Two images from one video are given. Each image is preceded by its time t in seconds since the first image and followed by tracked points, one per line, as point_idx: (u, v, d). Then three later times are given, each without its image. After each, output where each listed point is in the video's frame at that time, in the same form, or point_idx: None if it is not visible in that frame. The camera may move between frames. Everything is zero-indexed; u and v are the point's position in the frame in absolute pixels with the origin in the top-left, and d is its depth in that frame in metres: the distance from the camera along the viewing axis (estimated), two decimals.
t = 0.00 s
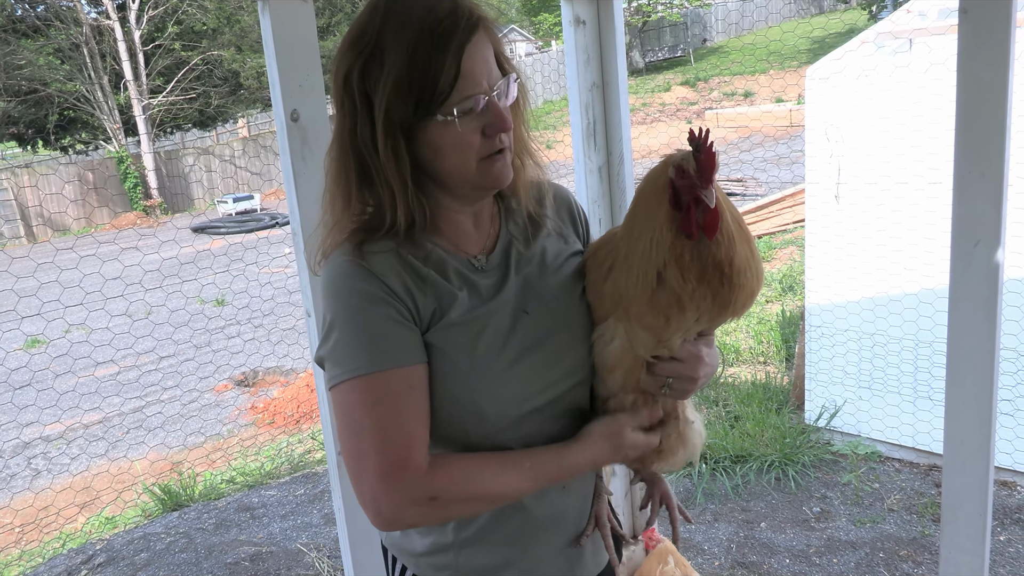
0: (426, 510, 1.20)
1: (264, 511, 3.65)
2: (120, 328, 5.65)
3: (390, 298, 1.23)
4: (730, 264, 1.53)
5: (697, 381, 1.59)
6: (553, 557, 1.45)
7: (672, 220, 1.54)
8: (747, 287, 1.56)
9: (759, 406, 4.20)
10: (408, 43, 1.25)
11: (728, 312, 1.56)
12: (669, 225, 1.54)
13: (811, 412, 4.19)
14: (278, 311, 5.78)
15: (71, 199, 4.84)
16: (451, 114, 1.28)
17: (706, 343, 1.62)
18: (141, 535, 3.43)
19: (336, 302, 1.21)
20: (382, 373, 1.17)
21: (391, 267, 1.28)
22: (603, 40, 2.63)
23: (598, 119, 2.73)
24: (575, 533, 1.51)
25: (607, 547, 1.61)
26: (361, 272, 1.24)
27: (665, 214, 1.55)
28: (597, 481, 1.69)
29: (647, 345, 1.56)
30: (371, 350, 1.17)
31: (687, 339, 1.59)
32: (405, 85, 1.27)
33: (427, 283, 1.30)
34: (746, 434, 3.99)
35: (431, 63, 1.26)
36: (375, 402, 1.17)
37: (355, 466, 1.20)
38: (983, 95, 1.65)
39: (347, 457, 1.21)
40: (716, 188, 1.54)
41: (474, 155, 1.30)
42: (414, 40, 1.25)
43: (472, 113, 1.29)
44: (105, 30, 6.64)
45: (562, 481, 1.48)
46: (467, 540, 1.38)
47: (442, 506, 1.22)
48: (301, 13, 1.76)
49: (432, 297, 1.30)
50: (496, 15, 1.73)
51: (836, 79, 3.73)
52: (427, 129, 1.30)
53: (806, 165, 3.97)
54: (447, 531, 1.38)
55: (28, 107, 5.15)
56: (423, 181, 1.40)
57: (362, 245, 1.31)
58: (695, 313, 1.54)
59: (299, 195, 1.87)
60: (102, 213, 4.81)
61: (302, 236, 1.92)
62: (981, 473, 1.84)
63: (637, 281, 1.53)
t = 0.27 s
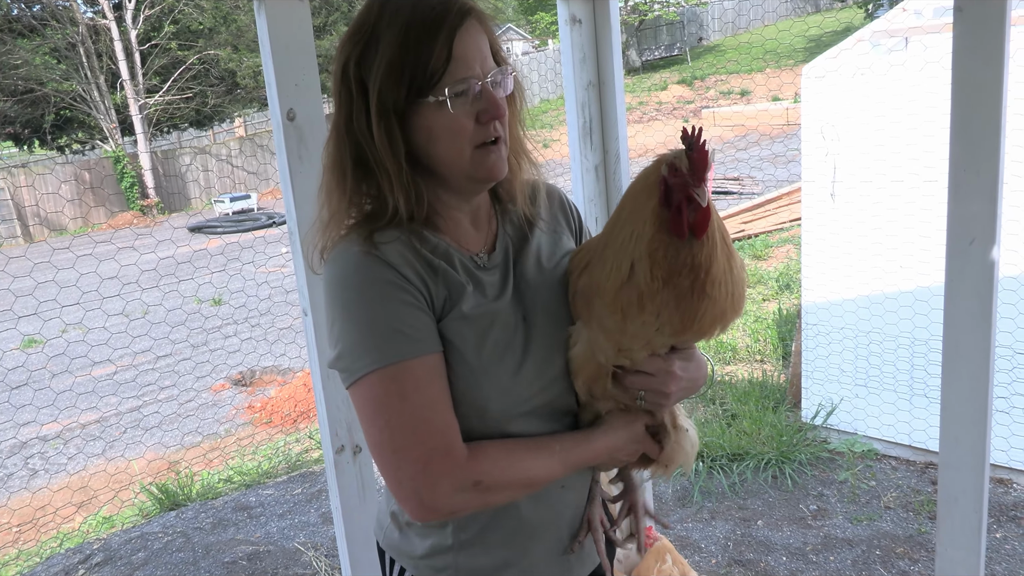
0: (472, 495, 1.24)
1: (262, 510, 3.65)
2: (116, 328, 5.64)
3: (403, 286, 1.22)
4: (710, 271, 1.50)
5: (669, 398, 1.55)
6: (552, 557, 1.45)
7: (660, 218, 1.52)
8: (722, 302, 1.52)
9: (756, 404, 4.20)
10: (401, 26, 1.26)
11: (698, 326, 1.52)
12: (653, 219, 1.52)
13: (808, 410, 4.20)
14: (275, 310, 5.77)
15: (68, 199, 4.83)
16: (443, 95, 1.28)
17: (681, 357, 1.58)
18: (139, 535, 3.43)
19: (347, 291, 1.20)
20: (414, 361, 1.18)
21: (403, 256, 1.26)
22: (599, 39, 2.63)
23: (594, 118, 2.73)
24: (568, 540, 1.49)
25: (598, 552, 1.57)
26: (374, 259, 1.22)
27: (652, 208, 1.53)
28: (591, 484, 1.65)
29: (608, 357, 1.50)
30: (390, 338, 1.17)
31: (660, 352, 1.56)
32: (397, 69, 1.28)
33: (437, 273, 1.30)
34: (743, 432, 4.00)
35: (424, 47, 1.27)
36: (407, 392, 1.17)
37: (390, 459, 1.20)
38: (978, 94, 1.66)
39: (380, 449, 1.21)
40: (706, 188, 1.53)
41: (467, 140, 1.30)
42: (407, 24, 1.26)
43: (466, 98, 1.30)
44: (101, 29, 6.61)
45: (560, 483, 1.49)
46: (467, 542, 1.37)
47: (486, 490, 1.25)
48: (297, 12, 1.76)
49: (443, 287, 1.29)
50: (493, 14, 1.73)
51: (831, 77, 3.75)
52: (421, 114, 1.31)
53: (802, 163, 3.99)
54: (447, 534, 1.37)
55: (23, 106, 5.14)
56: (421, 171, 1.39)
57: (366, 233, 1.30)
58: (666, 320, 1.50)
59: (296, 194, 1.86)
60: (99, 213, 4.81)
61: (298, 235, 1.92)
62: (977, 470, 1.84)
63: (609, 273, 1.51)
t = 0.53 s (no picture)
0: (473, 488, 1.23)
1: (261, 509, 3.65)
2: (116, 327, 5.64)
3: (408, 274, 1.21)
4: (700, 263, 1.52)
5: (660, 403, 1.55)
6: (545, 555, 1.45)
7: (649, 211, 1.53)
8: (716, 294, 1.53)
9: (755, 403, 4.21)
10: (402, 20, 1.27)
11: (691, 319, 1.52)
12: (643, 212, 1.53)
13: (807, 409, 4.20)
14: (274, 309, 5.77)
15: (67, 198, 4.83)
16: (439, 89, 1.28)
17: (675, 362, 1.56)
18: (138, 533, 3.43)
19: (351, 279, 1.20)
20: (419, 349, 1.17)
21: (409, 245, 1.26)
22: (598, 38, 2.63)
23: (593, 116, 2.73)
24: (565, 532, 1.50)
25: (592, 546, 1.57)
26: (379, 248, 1.22)
27: (642, 201, 1.54)
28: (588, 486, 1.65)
29: (598, 353, 1.48)
30: (395, 326, 1.16)
31: (652, 354, 1.56)
32: (397, 62, 1.28)
33: (442, 264, 1.29)
34: (742, 431, 4.00)
35: (421, 40, 1.27)
36: (411, 380, 1.16)
37: (394, 447, 1.18)
38: (978, 92, 1.65)
39: (383, 437, 1.18)
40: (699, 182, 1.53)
41: (465, 134, 1.29)
42: (405, 18, 1.27)
43: (463, 93, 1.29)
44: (100, 28, 6.60)
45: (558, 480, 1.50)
46: (462, 539, 1.37)
47: (488, 484, 1.24)
48: (296, 10, 1.76)
49: (446, 278, 1.29)
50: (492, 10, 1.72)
51: (831, 75, 3.76)
52: (419, 107, 1.30)
53: (802, 162, 3.99)
54: (442, 531, 1.37)
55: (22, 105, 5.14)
56: (422, 164, 1.39)
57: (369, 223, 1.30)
58: (657, 313, 1.50)
59: (295, 192, 1.86)
60: (97, 212, 4.80)
61: (298, 234, 1.91)
62: (976, 469, 1.84)
63: (601, 263, 1.51)
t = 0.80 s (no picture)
0: (463, 489, 1.23)
1: (262, 510, 3.65)
2: (116, 328, 5.64)
3: (411, 268, 1.21)
4: (694, 262, 1.51)
5: (651, 408, 1.53)
6: (543, 556, 1.45)
7: (644, 210, 1.53)
8: (711, 294, 1.51)
9: (755, 401, 4.21)
10: (394, 19, 1.27)
11: (686, 319, 1.49)
12: (639, 210, 1.53)
13: (807, 407, 4.20)
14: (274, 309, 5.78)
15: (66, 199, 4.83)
16: (428, 89, 1.29)
17: (668, 364, 1.55)
18: (139, 534, 3.43)
19: (353, 273, 1.19)
20: (419, 346, 1.17)
21: (416, 239, 1.26)
22: (596, 37, 2.63)
23: (592, 116, 2.73)
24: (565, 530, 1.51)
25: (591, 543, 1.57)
26: (380, 242, 1.21)
27: (637, 199, 1.54)
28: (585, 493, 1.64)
29: (589, 353, 1.47)
30: (396, 321, 1.16)
31: (645, 357, 1.54)
32: (390, 62, 1.29)
33: (445, 260, 1.29)
34: (743, 429, 4.00)
35: (411, 40, 1.27)
36: (409, 377, 1.16)
37: (387, 444, 1.18)
38: (977, 88, 1.65)
39: (377, 432, 1.18)
40: (693, 182, 1.53)
41: (460, 133, 1.29)
42: (395, 18, 1.27)
43: (454, 93, 1.29)
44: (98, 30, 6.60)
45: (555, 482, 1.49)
46: (459, 540, 1.36)
47: (479, 485, 1.25)
48: (294, 10, 1.76)
49: (449, 275, 1.29)
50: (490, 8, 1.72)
51: (830, 73, 3.78)
52: (411, 107, 1.31)
53: (801, 160, 4.00)
54: (439, 532, 1.37)
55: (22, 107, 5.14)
56: (421, 163, 1.40)
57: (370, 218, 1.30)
58: (650, 312, 1.48)
59: (295, 193, 1.86)
60: (97, 213, 4.80)
61: (298, 234, 1.91)
62: (977, 466, 1.84)
63: (597, 262, 1.50)
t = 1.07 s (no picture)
0: (445, 478, 1.21)
1: (262, 510, 3.65)
2: (116, 328, 5.64)
3: (410, 260, 1.21)
4: (693, 263, 1.51)
5: (647, 404, 1.53)
6: (534, 554, 1.44)
7: (644, 209, 1.53)
8: (710, 296, 1.51)
9: (756, 401, 4.20)
10: (390, 18, 1.28)
11: (685, 320, 1.49)
12: (639, 210, 1.53)
13: (808, 408, 4.20)
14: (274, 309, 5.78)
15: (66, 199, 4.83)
16: (422, 88, 1.29)
17: (664, 362, 1.54)
18: (139, 534, 3.42)
19: (348, 261, 1.18)
20: (408, 332, 1.16)
21: (415, 233, 1.25)
22: (596, 36, 2.63)
23: (592, 115, 2.72)
24: (552, 532, 1.50)
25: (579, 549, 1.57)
26: (377, 233, 1.21)
27: (637, 199, 1.54)
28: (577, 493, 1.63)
29: (586, 351, 1.47)
30: (389, 308, 1.15)
31: (641, 354, 1.54)
32: (385, 62, 1.29)
33: (443, 252, 1.29)
34: (743, 430, 3.99)
35: (406, 39, 1.28)
36: (396, 361, 1.15)
37: (371, 427, 1.17)
38: (978, 87, 1.65)
39: (361, 415, 1.17)
40: (693, 183, 1.53)
41: (455, 131, 1.29)
42: (391, 16, 1.28)
43: (450, 90, 1.29)
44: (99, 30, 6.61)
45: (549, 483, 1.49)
46: (453, 540, 1.36)
47: (461, 476, 1.23)
48: (294, 10, 1.76)
49: (445, 267, 1.28)
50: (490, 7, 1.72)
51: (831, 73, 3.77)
52: (408, 106, 1.31)
53: (801, 160, 3.99)
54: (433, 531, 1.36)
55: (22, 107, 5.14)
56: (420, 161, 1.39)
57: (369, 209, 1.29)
58: (649, 312, 1.48)
59: (295, 192, 1.86)
60: (97, 213, 4.80)
61: (297, 233, 1.91)
62: (978, 466, 1.83)
63: (598, 262, 1.50)
